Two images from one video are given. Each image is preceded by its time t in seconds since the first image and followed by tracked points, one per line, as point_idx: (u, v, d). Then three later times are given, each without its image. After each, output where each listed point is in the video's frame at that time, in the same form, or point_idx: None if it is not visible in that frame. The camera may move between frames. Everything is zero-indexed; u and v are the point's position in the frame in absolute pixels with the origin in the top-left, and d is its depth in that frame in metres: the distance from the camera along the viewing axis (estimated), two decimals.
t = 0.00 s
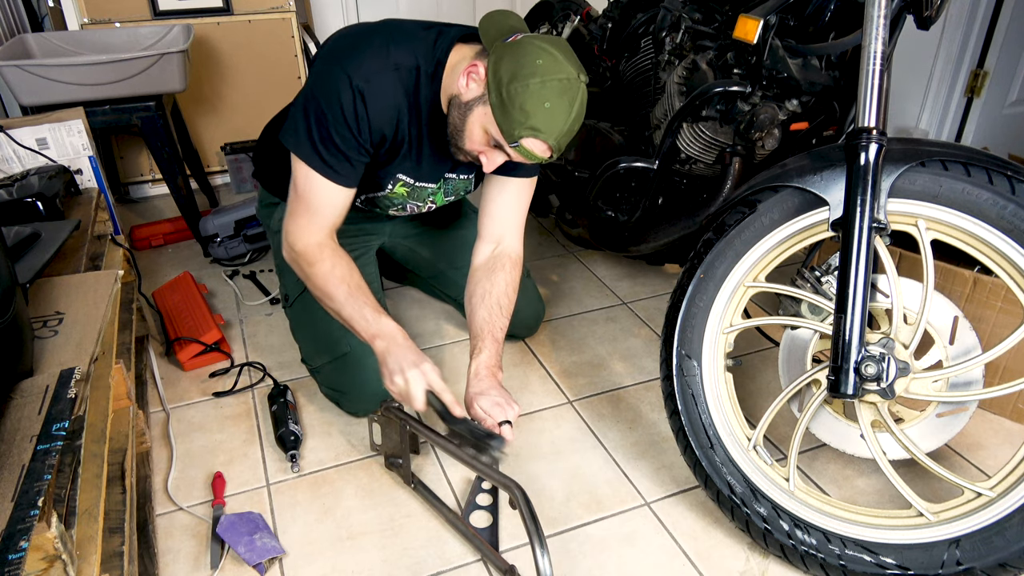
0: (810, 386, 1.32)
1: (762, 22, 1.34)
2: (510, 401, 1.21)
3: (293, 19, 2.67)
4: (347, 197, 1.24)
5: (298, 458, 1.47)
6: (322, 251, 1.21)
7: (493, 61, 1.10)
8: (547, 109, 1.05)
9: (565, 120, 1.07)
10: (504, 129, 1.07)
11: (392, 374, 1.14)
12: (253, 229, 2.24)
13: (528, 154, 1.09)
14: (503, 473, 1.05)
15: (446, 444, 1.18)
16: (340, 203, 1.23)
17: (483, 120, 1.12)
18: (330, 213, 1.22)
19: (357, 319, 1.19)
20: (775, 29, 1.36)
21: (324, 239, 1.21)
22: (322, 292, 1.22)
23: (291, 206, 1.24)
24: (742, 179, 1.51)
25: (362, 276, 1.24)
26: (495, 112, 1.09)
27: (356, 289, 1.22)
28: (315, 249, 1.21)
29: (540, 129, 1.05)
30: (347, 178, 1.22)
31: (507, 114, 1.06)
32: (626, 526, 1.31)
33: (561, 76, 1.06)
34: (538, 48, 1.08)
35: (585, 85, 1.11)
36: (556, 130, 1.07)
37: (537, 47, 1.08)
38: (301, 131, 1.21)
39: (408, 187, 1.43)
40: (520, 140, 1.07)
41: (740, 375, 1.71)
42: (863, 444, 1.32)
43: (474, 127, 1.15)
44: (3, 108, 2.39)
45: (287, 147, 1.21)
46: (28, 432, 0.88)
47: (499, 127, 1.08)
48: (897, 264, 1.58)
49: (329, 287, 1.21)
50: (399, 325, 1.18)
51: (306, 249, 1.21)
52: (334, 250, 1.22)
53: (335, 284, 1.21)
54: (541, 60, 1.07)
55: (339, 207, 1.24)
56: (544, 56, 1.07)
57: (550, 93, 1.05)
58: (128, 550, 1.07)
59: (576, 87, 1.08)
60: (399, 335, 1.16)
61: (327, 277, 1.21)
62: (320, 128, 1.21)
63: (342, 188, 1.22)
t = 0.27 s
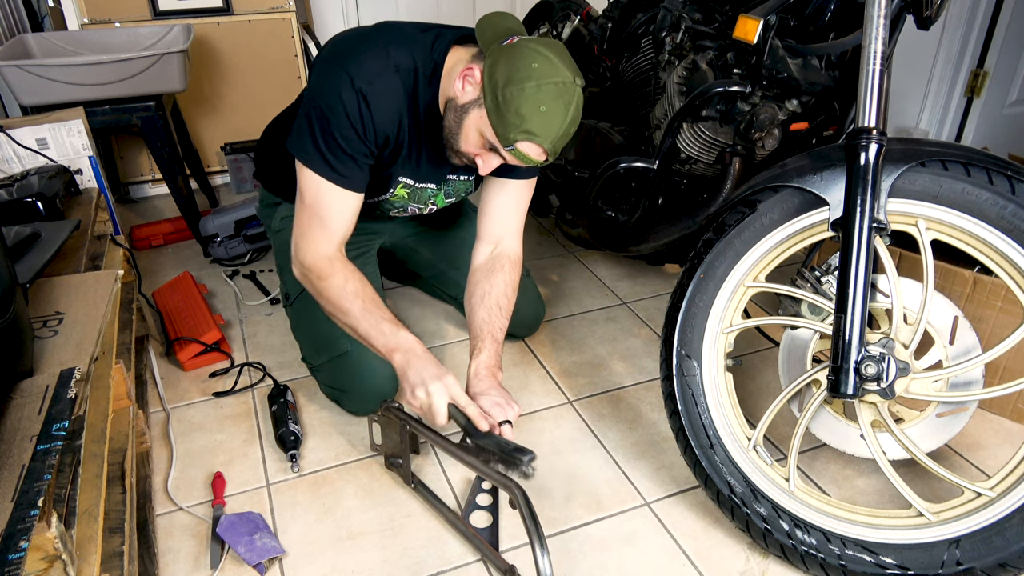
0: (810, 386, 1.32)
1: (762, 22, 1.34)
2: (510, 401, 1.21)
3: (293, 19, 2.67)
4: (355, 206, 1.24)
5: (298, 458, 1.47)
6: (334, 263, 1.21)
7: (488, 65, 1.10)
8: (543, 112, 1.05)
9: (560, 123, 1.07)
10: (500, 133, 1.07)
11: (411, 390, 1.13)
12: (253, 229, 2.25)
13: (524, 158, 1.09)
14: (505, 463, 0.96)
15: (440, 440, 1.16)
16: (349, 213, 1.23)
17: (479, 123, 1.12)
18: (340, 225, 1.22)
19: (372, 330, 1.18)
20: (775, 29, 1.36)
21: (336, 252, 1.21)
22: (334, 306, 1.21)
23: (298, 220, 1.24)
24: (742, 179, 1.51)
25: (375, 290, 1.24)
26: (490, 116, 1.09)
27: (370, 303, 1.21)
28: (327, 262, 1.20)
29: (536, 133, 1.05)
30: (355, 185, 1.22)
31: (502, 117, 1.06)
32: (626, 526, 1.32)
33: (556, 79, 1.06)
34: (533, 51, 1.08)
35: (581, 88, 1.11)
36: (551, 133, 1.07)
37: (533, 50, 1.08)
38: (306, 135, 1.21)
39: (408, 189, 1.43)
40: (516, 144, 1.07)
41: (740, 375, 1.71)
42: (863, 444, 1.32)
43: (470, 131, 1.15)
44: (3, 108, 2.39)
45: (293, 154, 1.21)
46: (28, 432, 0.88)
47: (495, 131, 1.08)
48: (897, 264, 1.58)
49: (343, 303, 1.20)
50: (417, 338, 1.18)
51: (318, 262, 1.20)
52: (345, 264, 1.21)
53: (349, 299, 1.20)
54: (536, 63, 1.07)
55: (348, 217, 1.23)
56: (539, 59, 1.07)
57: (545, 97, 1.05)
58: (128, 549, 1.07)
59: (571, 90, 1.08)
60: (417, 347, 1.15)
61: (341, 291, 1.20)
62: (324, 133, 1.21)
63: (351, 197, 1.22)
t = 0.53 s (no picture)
0: (810, 386, 1.32)
1: (762, 22, 1.34)
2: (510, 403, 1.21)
3: (293, 19, 2.67)
4: (349, 202, 1.23)
5: (298, 458, 1.47)
6: (328, 260, 1.20)
7: (489, 64, 1.11)
8: (543, 110, 1.05)
9: (560, 122, 1.07)
10: (500, 132, 1.07)
11: (405, 386, 1.12)
12: (253, 229, 2.25)
13: (524, 156, 1.09)
14: (500, 460, 1.02)
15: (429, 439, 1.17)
16: (344, 210, 1.23)
17: (479, 122, 1.12)
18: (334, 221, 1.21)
19: (368, 329, 1.18)
20: (775, 29, 1.36)
21: (331, 249, 1.20)
22: (329, 300, 1.21)
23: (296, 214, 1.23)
24: (742, 179, 1.51)
25: (370, 286, 1.23)
26: (489, 115, 1.09)
27: (364, 298, 1.21)
28: (321, 257, 1.20)
29: (536, 132, 1.05)
30: (351, 182, 1.21)
31: (502, 118, 1.06)
32: (626, 526, 1.32)
33: (556, 78, 1.06)
34: (532, 50, 1.08)
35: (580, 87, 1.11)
36: (552, 132, 1.06)
37: (532, 49, 1.08)
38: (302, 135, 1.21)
39: (406, 190, 1.43)
40: (516, 143, 1.07)
41: (740, 375, 1.71)
42: (863, 444, 1.32)
43: (471, 130, 1.14)
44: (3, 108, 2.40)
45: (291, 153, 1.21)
46: (28, 432, 0.88)
47: (494, 129, 1.08)
48: (897, 264, 1.58)
49: (337, 297, 1.20)
50: (411, 335, 1.16)
51: (311, 257, 1.20)
52: (340, 259, 1.21)
53: (343, 293, 1.20)
54: (536, 61, 1.07)
55: (343, 211, 1.23)
56: (539, 58, 1.07)
57: (544, 96, 1.05)
58: (127, 550, 1.07)
59: (571, 88, 1.07)
60: (411, 344, 1.14)
61: (334, 288, 1.20)
62: (320, 131, 1.21)
63: (346, 193, 1.22)
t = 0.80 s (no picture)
0: (810, 386, 1.32)
1: (762, 22, 1.34)
2: (439, 440, 1.24)
3: (293, 19, 2.66)
4: (367, 248, 1.33)
5: (277, 463, 1.46)
6: (346, 308, 1.32)
7: (485, 127, 1.15)
8: (530, 175, 1.08)
9: (551, 184, 1.10)
10: (491, 193, 1.12)
11: (398, 431, 1.28)
12: (253, 229, 2.25)
13: (517, 218, 1.13)
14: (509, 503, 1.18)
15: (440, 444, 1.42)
16: (362, 253, 1.32)
17: (477, 184, 1.17)
18: (354, 264, 1.32)
19: (376, 379, 1.34)
20: (775, 29, 1.36)
21: (347, 293, 1.32)
22: (342, 342, 1.34)
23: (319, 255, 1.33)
24: (742, 179, 1.51)
25: (378, 332, 1.38)
26: (484, 179, 1.13)
27: (372, 347, 1.36)
28: (341, 302, 1.32)
29: (525, 195, 1.09)
30: (371, 231, 1.31)
31: (493, 180, 1.11)
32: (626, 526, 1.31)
33: (545, 141, 1.09)
34: (524, 114, 1.11)
35: (577, 148, 1.14)
36: (542, 193, 1.10)
37: (524, 114, 1.11)
38: (331, 188, 1.29)
39: (419, 236, 1.55)
40: (507, 205, 1.10)
41: (740, 375, 1.71)
42: (863, 444, 1.32)
43: (471, 191, 1.20)
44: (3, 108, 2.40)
45: (320, 204, 1.30)
46: (28, 432, 0.88)
47: (488, 190, 1.13)
48: (897, 264, 1.58)
49: (350, 344, 1.34)
50: (406, 391, 1.34)
51: (332, 300, 1.31)
52: (356, 306, 1.33)
53: (355, 340, 1.34)
54: (525, 126, 1.10)
55: (362, 254, 1.32)
56: (529, 122, 1.10)
57: (532, 159, 1.08)
58: (128, 550, 1.07)
59: (561, 151, 1.10)
60: (404, 400, 1.32)
61: (349, 332, 1.33)
62: (349, 187, 1.29)
63: (364, 240, 1.31)
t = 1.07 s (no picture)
0: (810, 386, 1.32)
1: (762, 22, 1.34)
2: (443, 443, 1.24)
3: (293, 19, 2.66)
4: (366, 250, 1.33)
5: (277, 463, 1.46)
6: (345, 310, 1.33)
7: (476, 128, 1.16)
8: (520, 174, 1.08)
9: (542, 183, 1.10)
10: (483, 194, 1.12)
11: (399, 435, 1.28)
12: (253, 229, 2.24)
13: (509, 218, 1.13)
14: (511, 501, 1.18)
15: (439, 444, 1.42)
16: (361, 256, 1.33)
17: (469, 185, 1.18)
18: (352, 266, 1.32)
19: (377, 382, 1.34)
20: (775, 29, 1.36)
21: (346, 296, 1.33)
22: (343, 345, 1.35)
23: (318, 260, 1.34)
24: (742, 179, 1.51)
25: (379, 335, 1.38)
26: (475, 179, 1.14)
27: (373, 350, 1.36)
28: (340, 306, 1.33)
29: (516, 195, 1.09)
30: (370, 233, 1.31)
31: (484, 181, 1.11)
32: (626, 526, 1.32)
33: (535, 141, 1.09)
34: (514, 113, 1.12)
35: (569, 146, 1.13)
36: (533, 193, 1.09)
37: (515, 114, 1.11)
38: (329, 190, 1.29)
39: (417, 236, 1.56)
40: (498, 205, 1.11)
41: (740, 375, 1.71)
42: (863, 444, 1.32)
43: (464, 192, 1.20)
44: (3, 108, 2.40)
45: (317, 206, 1.30)
46: (28, 432, 0.88)
47: (480, 191, 1.13)
48: (897, 264, 1.58)
49: (350, 346, 1.35)
50: (408, 394, 1.34)
51: (331, 303, 1.32)
52: (355, 309, 1.34)
53: (356, 343, 1.35)
54: (515, 126, 1.10)
55: (361, 257, 1.33)
56: (519, 122, 1.10)
57: (523, 159, 1.08)
58: (128, 550, 1.07)
59: (551, 150, 1.10)
60: (408, 403, 1.32)
61: (349, 335, 1.34)
62: (345, 187, 1.29)
63: (363, 243, 1.31)
